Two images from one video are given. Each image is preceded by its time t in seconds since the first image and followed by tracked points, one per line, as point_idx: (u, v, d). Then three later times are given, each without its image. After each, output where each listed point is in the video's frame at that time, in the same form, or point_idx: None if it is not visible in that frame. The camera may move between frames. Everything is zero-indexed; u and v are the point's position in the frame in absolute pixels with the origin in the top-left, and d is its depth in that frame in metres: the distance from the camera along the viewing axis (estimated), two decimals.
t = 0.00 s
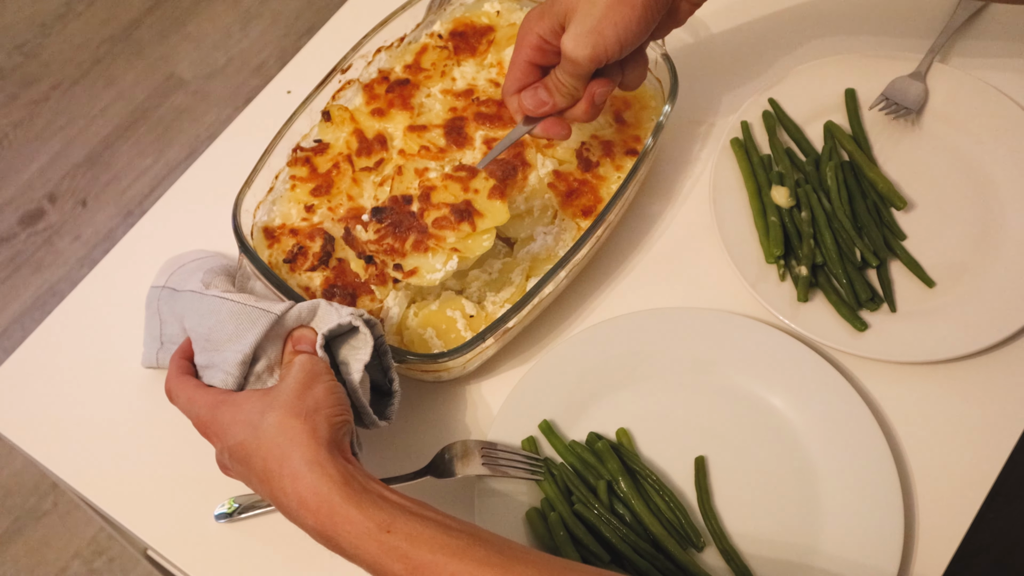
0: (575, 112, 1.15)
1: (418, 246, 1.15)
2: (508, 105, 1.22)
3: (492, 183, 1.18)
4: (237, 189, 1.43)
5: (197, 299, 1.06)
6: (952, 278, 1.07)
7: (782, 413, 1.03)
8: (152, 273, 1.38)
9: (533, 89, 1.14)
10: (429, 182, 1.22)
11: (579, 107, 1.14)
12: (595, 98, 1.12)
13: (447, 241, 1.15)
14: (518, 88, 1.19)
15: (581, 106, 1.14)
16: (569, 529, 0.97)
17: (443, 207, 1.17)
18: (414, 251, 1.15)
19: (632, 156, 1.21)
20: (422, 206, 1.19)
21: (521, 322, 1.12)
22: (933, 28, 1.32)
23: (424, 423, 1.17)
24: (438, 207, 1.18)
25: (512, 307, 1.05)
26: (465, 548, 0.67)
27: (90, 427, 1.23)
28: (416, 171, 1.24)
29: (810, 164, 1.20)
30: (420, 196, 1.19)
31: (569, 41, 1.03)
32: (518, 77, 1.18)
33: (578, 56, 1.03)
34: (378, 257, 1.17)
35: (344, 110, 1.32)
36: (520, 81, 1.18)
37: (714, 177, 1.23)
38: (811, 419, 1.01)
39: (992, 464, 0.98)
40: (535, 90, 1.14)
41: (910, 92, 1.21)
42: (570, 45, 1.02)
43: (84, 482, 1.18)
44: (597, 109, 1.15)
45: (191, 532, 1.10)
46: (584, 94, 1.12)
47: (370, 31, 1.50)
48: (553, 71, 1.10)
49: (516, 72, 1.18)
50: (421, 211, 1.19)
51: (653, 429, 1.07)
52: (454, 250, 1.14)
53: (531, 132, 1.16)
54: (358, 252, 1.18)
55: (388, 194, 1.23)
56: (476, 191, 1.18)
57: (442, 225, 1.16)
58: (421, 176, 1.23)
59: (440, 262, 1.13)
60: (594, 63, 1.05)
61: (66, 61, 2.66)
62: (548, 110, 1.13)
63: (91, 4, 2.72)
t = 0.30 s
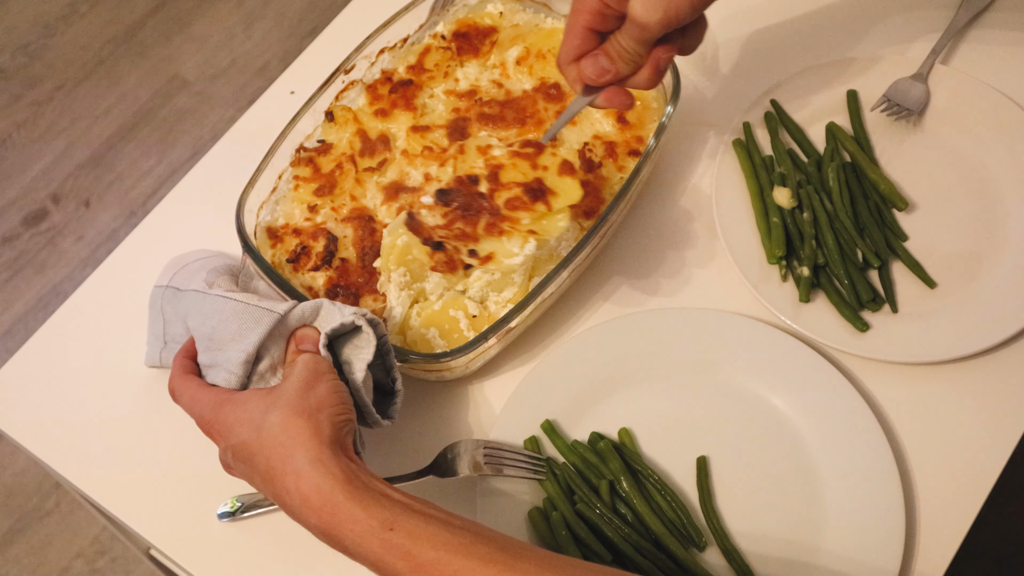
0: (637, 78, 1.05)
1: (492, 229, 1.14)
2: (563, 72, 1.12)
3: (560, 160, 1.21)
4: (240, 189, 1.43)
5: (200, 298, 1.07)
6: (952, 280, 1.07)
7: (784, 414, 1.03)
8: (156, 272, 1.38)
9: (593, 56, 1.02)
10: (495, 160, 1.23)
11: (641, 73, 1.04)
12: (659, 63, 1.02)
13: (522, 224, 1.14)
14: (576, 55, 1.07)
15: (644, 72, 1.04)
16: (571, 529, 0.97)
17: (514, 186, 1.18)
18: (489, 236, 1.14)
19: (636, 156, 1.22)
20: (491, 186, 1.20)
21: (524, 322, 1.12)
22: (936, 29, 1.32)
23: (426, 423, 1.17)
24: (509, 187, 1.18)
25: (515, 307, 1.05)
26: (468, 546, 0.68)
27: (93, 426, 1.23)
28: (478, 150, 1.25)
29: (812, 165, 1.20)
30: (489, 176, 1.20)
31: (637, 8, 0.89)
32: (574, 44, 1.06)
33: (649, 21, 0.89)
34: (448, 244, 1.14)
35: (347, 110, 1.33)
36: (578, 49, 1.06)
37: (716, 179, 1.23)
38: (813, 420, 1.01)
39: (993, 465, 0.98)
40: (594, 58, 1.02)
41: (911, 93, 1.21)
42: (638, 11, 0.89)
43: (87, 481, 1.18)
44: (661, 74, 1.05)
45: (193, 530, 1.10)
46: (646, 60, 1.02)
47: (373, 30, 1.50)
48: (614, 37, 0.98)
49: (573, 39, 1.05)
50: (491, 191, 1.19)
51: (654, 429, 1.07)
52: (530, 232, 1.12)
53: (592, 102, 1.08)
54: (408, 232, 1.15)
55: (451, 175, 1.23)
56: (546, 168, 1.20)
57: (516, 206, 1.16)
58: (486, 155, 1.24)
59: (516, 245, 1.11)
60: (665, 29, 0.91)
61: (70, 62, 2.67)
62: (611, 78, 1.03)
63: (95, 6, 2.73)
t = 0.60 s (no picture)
0: (776, 160, 1.03)
1: (662, 340, 0.98)
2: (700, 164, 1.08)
3: (716, 258, 1.01)
4: (243, 190, 1.44)
5: (203, 300, 1.07)
6: (953, 283, 1.07)
7: (784, 416, 1.03)
8: (159, 273, 1.39)
9: (731, 145, 1.01)
10: (653, 269, 1.01)
11: (781, 155, 1.02)
12: (798, 143, 1.00)
13: (690, 331, 0.98)
14: (711, 147, 1.05)
15: (781, 155, 1.02)
16: (572, 530, 0.98)
17: (679, 295, 0.98)
18: (658, 347, 0.99)
19: (636, 159, 1.21)
20: (653, 297, 1.00)
21: (525, 324, 1.12)
22: (936, 33, 1.32)
23: (428, 425, 1.17)
24: (673, 296, 0.98)
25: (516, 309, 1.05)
26: (468, 546, 0.68)
27: (96, 426, 1.24)
28: (635, 257, 1.03)
29: (814, 167, 1.20)
30: (649, 285, 1.00)
31: (774, 92, 0.91)
32: (707, 135, 1.04)
33: (790, 105, 0.90)
34: (616, 360, 1.01)
35: (350, 113, 1.33)
36: (714, 140, 1.04)
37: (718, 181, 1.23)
38: (814, 423, 1.01)
39: (994, 468, 0.98)
40: (732, 146, 1.01)
41: (913, 96, 1.20)
42: (777, 96, 0.91)
43: (89, 481, 1.18)
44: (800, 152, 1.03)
45: (195, 530, 1.11)
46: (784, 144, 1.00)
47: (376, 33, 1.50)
48: (751, 123, 0.98)
49: (706, 131, 1.04)
50: (654, 302, 0.99)
51: (655, 430, 1.08)
52: (699, 338, 0.98)
53: (736, 189, 1.05)
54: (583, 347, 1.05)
55: (611, 290, 1.03)
56: (704, 270, 1.00)
57: (682, 315, 0.97)
58: (642, 263, 1.02)
59: (689, 353, 0.98)
60: (804, 113, 0.92)
61: (74, 64, 2.68)
62: (753, 165, 1.01)
63: (99, 9, 2.74)
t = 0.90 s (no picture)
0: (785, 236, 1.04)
1: (675, 419, 1.02)
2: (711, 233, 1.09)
3: (733, 347, 1.05)
4: (244, 191, 1.44)
5: (204, 300, 1.08)
6: (953, 284, 1.07)
7: (785, 417, 1.03)
8: (160, 275, 1.39)
9: (747, 230, 1.01)
10: (673, 349, 1.07)
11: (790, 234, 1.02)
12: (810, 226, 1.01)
13: (699, 414, 1.02)
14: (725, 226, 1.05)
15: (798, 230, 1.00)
16: (572, 531, 0.98)
17: (695, 379, 1.03)
18: (673, 424, 1.02)
19: (636, 160, 1.21)
20: (671, 376, 1.05)
21: (524, 325, 1.12)
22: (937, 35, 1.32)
23: (428, 425, 1.17)
24: (690, 379, 1.04)
25: (516, 310, 1.05)
26: (465, 544, 0.68)
27: (96, 427, 1.24)
28: (657, 336, 1.08)
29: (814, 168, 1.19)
30: (669, 365, 1.05)
31: (800, 204, 0.92)
32: (722, 216, 1.03)
33: (815, 214, 0.92)
34: (641, 425, 1.03)
35: (350, 114, 1.34)
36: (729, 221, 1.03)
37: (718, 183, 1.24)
38: (814, 425, 1.01)
39: (994, 469, 0.98)
40: (746, 228, 1.01)
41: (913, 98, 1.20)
42: (802, 207, 0.92)
43: (89, 481, 1.19)
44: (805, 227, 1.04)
45: (196, 530, 1.11)
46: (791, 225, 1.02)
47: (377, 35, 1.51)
48: (771, 215, 0.97)
49: (720, 212, 1.02)
50: (671, 383, 1.05)
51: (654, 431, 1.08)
52: (707, 422, 1.03)
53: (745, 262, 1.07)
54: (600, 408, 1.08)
55: (634, 361, 1.07)
56: (720, 356, 1.04)
57: (693, 398, 1.02)
58: (664, 342, 1.08)
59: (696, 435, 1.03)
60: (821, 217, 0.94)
61: (76, 67, 2.69)
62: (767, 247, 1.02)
63: (101, 11, 2.75)
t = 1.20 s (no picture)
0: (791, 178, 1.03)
1: (676, 422, 1.04)
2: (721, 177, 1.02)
3: (740, 368, 1.07)
4: (241, 191, 1.44)
5: (200, 300, 1.08)
6: (947, 284, 1.08)
7: (780, 416, 1.04)
8: (157, 274, 1.39)
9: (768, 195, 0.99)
10: (683, 358, 1.09)
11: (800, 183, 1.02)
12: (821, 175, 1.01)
13: (698, 422, 1.03)
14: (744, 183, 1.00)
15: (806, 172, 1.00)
16: (567, 530, 0.98)
17: (699, 389, 1.05)
18: (672, 425, 1.04)
19: (632, 160, 1.22)
20: (677, 382, 1.07)
21: (520, 325, 1.13)
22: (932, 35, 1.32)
23: (424, 424, 1.18)
24: (693, 389, 1.06)
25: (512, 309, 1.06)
26: (462, 541, 0.68)
27: (93, 426, 1.24)
28: (669, 343, 1.10)
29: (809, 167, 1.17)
30: (678, 371, 1.07)
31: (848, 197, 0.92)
32: (742, 181, 0.96)
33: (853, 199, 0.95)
34: (643, 417, 1.04)
35: (347, 115, 1.34)
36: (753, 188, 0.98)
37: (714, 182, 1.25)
38: (810, 423, 1.01)
39: (988, 467, 0.98)
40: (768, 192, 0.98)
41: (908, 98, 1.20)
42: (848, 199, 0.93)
43: (86, 480, 1.19)
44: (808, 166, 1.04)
45: (193, 529, 1.11)
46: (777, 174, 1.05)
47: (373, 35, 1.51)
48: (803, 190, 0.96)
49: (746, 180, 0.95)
50: (676, 390, 1.07)
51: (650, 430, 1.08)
52: (703, 432, 1.04)
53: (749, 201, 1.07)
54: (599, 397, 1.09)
55: (643, 360, 1.09)
56: (725, 375, 1.06)
57: (695, 407, 1.04)
58: (675, 351, 1.10)
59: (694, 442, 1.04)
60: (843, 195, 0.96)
61: (75, 68, 2.70)
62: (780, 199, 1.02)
63: (99, 12, 2.75)
